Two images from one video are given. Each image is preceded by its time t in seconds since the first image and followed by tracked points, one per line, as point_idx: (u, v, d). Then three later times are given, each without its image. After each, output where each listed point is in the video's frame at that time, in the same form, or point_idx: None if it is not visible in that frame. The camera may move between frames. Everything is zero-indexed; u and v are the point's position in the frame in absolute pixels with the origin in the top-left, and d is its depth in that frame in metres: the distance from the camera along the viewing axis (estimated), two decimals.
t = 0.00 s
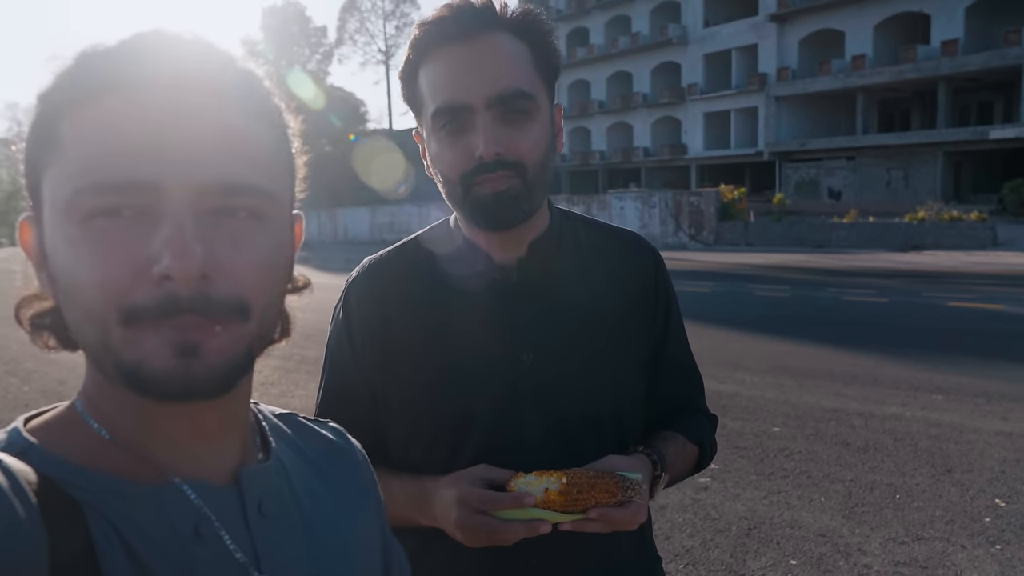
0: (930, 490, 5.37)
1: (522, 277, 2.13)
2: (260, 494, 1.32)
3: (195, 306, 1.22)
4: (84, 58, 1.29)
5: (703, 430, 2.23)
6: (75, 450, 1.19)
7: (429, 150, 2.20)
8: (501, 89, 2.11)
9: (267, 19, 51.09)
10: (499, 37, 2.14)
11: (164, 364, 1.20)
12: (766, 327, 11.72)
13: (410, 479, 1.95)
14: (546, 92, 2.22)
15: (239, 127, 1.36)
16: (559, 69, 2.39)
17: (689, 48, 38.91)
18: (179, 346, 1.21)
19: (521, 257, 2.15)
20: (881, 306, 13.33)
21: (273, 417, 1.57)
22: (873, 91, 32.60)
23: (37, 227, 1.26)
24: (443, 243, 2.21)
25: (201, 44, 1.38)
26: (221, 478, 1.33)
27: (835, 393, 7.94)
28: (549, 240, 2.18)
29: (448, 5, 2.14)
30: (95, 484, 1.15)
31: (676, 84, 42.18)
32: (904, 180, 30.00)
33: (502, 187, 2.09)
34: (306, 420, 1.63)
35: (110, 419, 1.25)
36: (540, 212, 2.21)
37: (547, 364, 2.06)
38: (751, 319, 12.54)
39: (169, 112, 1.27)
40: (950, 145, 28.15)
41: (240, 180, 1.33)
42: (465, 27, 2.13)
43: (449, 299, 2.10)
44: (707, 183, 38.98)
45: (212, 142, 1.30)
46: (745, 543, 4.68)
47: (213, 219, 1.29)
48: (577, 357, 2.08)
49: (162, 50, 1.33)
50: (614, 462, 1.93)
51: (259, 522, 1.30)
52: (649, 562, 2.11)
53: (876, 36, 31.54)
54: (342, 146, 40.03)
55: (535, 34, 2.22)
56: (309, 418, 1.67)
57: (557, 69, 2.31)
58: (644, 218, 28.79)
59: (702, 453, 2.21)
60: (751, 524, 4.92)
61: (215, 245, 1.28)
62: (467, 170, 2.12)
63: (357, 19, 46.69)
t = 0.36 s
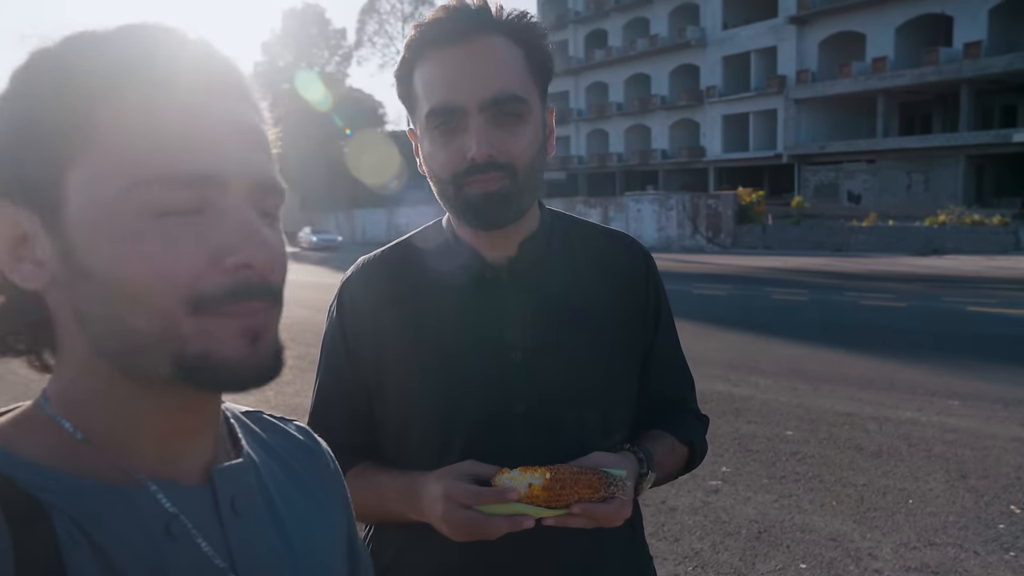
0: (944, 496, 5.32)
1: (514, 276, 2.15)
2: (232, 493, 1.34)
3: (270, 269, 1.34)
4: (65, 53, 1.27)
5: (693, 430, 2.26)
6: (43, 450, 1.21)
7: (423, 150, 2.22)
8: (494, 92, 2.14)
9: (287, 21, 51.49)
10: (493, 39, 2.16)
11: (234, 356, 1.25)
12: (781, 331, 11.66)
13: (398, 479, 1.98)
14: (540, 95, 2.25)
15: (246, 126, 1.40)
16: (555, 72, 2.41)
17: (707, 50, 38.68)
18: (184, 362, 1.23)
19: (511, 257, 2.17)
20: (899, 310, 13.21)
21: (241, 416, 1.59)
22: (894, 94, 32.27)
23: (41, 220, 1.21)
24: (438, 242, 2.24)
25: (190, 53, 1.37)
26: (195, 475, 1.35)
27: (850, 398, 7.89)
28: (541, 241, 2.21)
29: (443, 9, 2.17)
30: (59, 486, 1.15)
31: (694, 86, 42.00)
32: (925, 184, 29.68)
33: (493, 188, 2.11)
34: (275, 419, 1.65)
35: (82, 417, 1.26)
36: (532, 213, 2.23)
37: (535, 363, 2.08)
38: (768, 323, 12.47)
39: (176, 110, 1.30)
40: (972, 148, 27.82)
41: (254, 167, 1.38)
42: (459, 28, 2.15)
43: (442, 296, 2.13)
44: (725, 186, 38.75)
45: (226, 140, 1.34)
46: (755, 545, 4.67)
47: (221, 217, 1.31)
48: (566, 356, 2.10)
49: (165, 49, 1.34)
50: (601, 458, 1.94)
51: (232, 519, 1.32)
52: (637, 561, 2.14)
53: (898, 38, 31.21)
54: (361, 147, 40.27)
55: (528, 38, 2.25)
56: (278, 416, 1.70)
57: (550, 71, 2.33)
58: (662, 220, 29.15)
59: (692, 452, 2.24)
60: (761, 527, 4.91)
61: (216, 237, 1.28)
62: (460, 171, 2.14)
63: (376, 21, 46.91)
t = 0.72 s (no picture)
0: (971, 508, 5.24)
1: (524, 282, 2.18)
2: (226, 496, 1.36)
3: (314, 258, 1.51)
4: (71, 56, 1.27)
5: (702, 437, 2.27)
6: (37, 456, 1.22)
7: (437, 155, 2.27)
8: (507, 97, 2.17)
9: (319, 23, 52.01)
10: (509, 48, 2.21)
11: (303, 322, 1.45)
12: (808, 338, 11.54)
13: (405, 484, 2.00)
14: (554, 104, 2.28)
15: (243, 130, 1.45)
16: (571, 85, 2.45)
17: (738, 54, 38.36)
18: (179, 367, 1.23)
19: (521, 263, 2.20)
20: (930, 318, 13.01)
21: (228, 419, 1.61)
22: (929, 98, 31.73)
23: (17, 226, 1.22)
24: (451, 247, 2.28)
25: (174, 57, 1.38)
26: (188, 479, 1.37)
27: (877, 407, 7.78)
28: (551, 248, 2.23)
29: (461, 15, 2.21)
30: (54, 496, 1.17)
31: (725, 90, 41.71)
32: (960, 190, 29.14)
33: (503, 195, 2.16)
34: (259, 420, 1.68)
35: (84, 422, 1.27)
36: (542, 220, 2.25)
37: (543, 367, 2.10)
38: (795, 329, 12.35)
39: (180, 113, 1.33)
40: (1009, 154, 27.26)
41: (256, 164, 1.41)
42: (476, 35, 2.19)
43: (455, 299, 2.17)
44: (754, 190, 38.38)
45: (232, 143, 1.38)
46: (776, 554, 4.64)
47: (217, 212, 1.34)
48: (574, 359, 2.12)
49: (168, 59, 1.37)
50: (605, 461, 1.96)
51: (225, 521, 1.34)
52: (646, 563, 2.14)
53: (933, 42, 30.68)
54: (389, 148, 40.53)
55: (547, 47, 2.29)
56: (262, 416, 1.72)
57: (567, 81, 2.36)
58: (690, 224, 29.13)
59: (702, 460, 2.24)
60: (783, 535, 4.87)
61: (244, 237, 1.36)
62: (471, 176, 2.19)
63: (406, 23, 47.23)
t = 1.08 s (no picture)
0: (1005, 522, 5.11)
1: (545, 283, 2.18)
2: (223, 493, 1.41)
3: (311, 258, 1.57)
4: (77, 57, 1.30)
5: (723, 445, 2.25)
6: (37, 455, 1.25)
7: (462, 158, 2.28)
8: (533, 103, 2.18)
9: (351, 28, 52.52)
10: (538, 52, 2.21)
11: (302, 316, 1.51)
12: (839, 346, 11.36)
13: (419, 484, 2.01)
14: (579, 109, 2.27)
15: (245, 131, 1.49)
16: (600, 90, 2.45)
17: (770, 59, 37.89)
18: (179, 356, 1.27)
19: (543, 265, 2.21)
20: (966, 328, 12.73)
21: (226, 417, 1.66)
22: (967, 103, 31.07)
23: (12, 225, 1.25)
24: (472, 247, 2.28)
25: (178, 58, 1.43)
26: (189, 474, 1.42)
27: (909, 417, 7.64)
28: (572, 249, 2.23)
29: (491, 18, 2.22)
30: (52, 491, 1.21)
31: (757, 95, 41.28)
32: (998, 198, 28.60)
33: (524, 203, 2.16)
34: (257, 418, 1.72)
35: (85, 420, 1.31)
36: (564, 222, 2.25)
37: (563, 368, 2.10)
38: (826, 337, 12.17)
39: (184, 110, 1.37)
40: None
41: (257, 167, 1.47)
42: (506, 39, 2.20)
43: (477, 297, 2.18)
44: (786, 197, 37.89)
45: (234, 144, 1.43)
46: (802, 564, 4.57)
47: (214, 211, 1.39)
48: (595, 362, 2.11)
49: (171, 60, 1.42)
50: (624, 463, 1.95)
51: (223, 518, 1.38)
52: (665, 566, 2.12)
53: (972, 46, 30.03)
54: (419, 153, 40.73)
55: (576, 52, 2.29)
56: (260, 414, 1.77)
57: (595, 86, 2.36)
58: (720, 230, 28.97)
59: (722, 467, 2.22)
60: (810, 545, 4.80)
61: (241, 237, 1.41)
62: (492, 181, 2.20)
63: (437, 29, 47.40)
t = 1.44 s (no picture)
0: None
1: (572, 285, 2.17)
2: (238, 490, 1.42)
3: (328, 261, 1.58)
4: (100, 58, 1.32)
5: (752, 452, 2.21)
6: (54, 450, 1.26)
7: (489, 157, 2.28)
8: (562, 104, 2.17)
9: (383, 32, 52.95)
10: (569, 54, 2.20)
11: (319, 318, 1.52)
12: (874, 354, 11.16)
13: (437, 487, 2.02)
14: (610, 112, 2.26)
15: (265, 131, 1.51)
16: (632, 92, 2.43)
17: (805, 62, 37.34)
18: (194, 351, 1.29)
19: (570, 267, 2.20)
20: (1006, 337, 12.44)
21: (242, 415, 1.68)
22: (1008, 108, 30.34)
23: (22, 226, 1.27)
24: (499, 249, 2.28)
25: (200, 58, 1.45)
26: (203, 472, 1.44)
27: (945, 427, 7.48)
28: (599, 252, 2.22)
29: (524, 18, 2.21)
30: (68, 489, 1.22)
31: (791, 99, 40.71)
32: None
33: (548, 202, 2.15)
34: (272, 417, 1.75)
35: (101, 417, 1.32)
36: (591, 224, 2.25)
37: (589, 370, 2.08)
38: (860, 345, 11.97)
39: (204, 109, 1.39)
40: None
41: (277, 168, 1.47)
42: (538, 40, 2.19)
43: (502, 299, 2.18)
44: (819, 202, 37.36)
45: (253, 145, 1.44)
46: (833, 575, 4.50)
47: (230, 212, 1.40)
48: (622, 365, 2.10)
49: (193, 60, 1.44)
50: (648, 463, 1.94)
51: (236, 515, 1.39)
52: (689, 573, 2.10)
53: (1014, 50, 29.31)
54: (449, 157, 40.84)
55: (609, 53, 2.28)
56: (275, 413, 1.79)
57: (627, 89, 2.35)
58: (751, 235, 28.47)
59: (751, 474, 2.19)
60: (842, 557, 4.71)
61: (256, 237, 1.42)
62: (517, 179, 2.19)
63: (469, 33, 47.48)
